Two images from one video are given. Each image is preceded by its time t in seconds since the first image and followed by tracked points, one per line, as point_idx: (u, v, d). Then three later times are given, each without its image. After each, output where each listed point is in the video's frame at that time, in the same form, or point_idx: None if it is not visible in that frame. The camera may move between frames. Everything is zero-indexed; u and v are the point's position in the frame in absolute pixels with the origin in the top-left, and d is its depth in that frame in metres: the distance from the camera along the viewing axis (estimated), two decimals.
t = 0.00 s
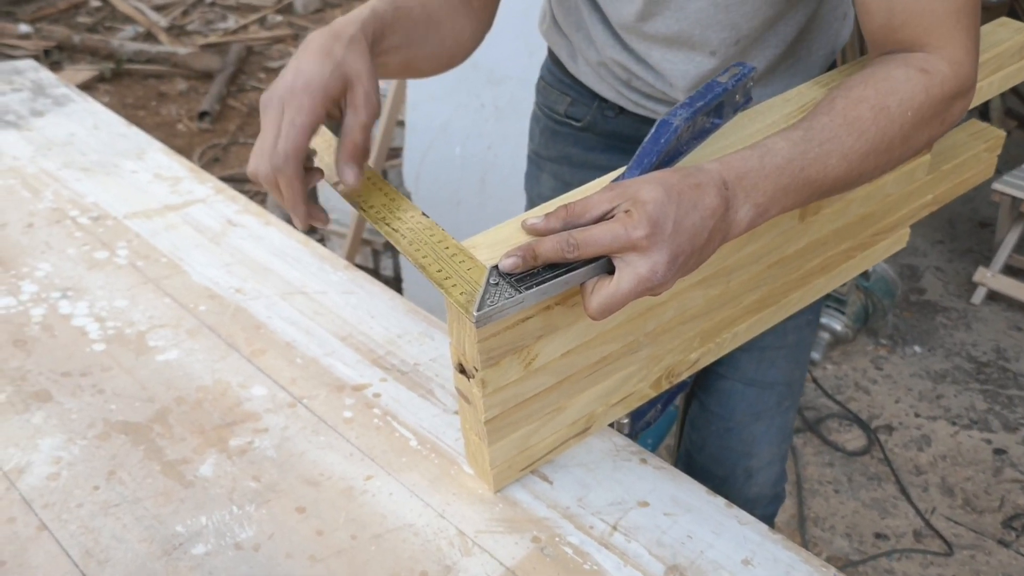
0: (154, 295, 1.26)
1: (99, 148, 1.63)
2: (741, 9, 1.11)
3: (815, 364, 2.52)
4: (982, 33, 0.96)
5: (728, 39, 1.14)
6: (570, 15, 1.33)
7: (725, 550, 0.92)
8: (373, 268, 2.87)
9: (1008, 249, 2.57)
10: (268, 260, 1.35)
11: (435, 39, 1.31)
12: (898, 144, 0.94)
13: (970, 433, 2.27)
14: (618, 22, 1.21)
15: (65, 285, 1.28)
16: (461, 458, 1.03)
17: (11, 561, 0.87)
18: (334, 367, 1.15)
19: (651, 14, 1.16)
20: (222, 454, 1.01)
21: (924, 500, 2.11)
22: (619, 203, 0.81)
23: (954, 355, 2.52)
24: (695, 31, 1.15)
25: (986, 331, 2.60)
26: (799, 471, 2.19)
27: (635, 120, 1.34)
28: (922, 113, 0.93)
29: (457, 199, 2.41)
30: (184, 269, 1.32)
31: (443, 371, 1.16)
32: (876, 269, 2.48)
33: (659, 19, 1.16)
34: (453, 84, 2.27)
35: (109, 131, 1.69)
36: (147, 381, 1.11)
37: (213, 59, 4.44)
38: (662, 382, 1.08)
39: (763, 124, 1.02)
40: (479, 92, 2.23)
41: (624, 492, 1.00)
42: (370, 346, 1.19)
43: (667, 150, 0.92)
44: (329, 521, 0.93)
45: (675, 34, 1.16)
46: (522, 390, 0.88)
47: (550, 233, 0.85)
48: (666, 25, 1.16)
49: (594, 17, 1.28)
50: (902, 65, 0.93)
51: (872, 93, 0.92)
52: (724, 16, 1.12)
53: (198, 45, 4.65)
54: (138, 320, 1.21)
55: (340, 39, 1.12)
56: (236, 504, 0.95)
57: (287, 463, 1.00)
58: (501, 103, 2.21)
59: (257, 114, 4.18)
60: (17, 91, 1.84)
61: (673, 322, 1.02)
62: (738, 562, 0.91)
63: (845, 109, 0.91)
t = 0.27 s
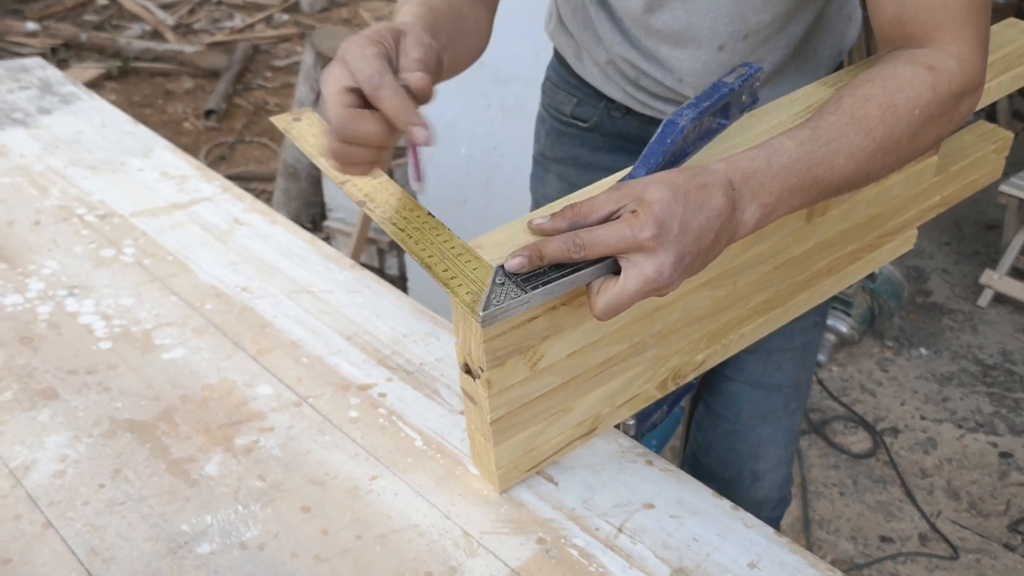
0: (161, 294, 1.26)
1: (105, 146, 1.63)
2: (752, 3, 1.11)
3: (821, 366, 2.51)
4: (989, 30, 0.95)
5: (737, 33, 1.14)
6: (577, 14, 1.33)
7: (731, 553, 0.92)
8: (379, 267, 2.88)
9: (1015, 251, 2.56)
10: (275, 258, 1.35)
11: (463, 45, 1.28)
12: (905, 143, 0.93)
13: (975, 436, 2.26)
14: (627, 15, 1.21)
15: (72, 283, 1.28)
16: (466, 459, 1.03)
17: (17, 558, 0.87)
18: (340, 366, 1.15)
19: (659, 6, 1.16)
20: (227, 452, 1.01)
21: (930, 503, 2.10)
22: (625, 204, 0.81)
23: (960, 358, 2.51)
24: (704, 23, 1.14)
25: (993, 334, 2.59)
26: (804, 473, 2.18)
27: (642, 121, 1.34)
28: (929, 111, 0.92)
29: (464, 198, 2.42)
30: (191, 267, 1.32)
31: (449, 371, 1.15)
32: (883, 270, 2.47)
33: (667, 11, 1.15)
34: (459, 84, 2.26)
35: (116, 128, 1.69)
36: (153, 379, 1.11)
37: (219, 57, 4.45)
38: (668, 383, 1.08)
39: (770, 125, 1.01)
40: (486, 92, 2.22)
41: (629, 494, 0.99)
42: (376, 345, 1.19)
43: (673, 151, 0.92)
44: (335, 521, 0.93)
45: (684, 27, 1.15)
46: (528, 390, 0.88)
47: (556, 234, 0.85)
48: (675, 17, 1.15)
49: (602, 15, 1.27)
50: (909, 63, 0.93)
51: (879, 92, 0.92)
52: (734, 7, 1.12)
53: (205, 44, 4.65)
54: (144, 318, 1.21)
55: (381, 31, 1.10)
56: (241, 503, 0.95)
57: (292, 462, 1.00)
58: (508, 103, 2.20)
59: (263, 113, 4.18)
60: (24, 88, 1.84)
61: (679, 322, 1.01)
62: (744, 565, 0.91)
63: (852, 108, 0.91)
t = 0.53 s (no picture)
0: (176, 295, 1.27)
1: (120, 148, 1.64)
2: None
3: (833, 367, 2.50)
4: (1003, 31, 0.95)
5: (754, 29, 1.14)
6: (591, 14, 1.33)
7: (744, 556, 0.92)
8: (390, 268, 2.88)
9: None
10: (288, 260, 1.35)
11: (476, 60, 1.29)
12: (918, 145, 0.93)
13: (989, 439, 2.25)
14: (642, 11, 1.21)
15: (87, 284, 1.29)
16: (480, 460, 1.03)
17: (34, 558, 0.88)
18: (353, 368, 1.15)
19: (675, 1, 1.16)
20: (242, 453, 1.01)
21: (943, 506, 2.10)
22: (638, 206, 0.81)
23: (973, 359, 2.50)
24: (720, 19, 1.14)
25: (1006, 335, 2.58)
26: (816, 474, 2.18)
27: (655, 123, 1.35)
28: (942, 113, 0.92)
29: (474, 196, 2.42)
30: (206, 269, 1.33)
31: (462, 373, 1.16)
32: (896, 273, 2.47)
33: (683, 6, 1.15)
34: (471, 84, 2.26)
35: (130, 130, 1.70)
36: (168, 380, 1.12)
37: (232, 59, 4.47)
38: (681, 385, 1.08)
39: (783, 126, 1.01)
40: (497, 92, 2.23)
41: (642, 496, 0.99)
42: (389, 347, 1.20)
43: (686, 153, 0.92)
44: (349, 522, 0.93)
45: (700, 22, 1.15)
46: (542, 392, 0.88)
47: (570, 236, 0.85)
48: (691, 13, 1.15)
49: (615, 14, 1.27)
50: (922, 64, 0.93)
51: (892, 93, 0.92)
52: (751, 4, 1.12)
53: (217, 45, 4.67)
54: (159, 319, 1.22)
55: (439, 70, 1.08)
56: (256, 504, 0.95)
57: (306, 463, 1.01)
58: (519, 104, 2.20)
59: (274, 114, 4.19)
60: (40, 90, 1.85)
61: (692, 325, 1.01)
62: (757, 568, 0.91)
63: (864, 110, 0.91)
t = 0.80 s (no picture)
0: (187, 294, 1.28)
1: (132, 148, 1.65)
2: None
3: (844, 366, 2.50)
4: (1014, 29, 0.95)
5: (763, 27, 1.14)
6: (600, 11, 1.33)
7: (754, 553, 0.92)
8: (400, 267, 2.88)
9: None
10: (298, 259, 1.36)
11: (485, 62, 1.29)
12: (927, 143, 0.93)
13: (1001, 437, 2.24)
14: (653, 9, 1.20)
15: (100, 283, 1.30)
16: (489, 457, 1.03)
17: (48, 553, 0.89)
18: (363, 366, 1.16)
19: None
20: (253, 451, 1.02)
21: (955, 505, 2.09)
22: (646, 203, 0.81)
23: (986, 358, 2.49)
24: (730, 15, 1.14)
25: (1018, 334, 2.57)
26: (827, 473, 2.17)
27: (664, 121, 1.35)
28: (952, 111, 0.92)
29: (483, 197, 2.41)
30: (217, 268, 1.34)
31: (471, 371, 1.16)
32: (907, 272, 2.47)
33: (693, 3, 1.15)
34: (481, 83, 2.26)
35: (142, 130, 1.71)
36: (180, 378, 1.13)
37: (243, 59, 4.48)
38: (689, 383, 1.08)
39: (791, 124, 1.01)
40: (507, 92, 2.22)
41: (652, 493, 0.99)
42: (399, 345, 1.20)
43: (695, 151, 0.92)
44: (359, 519, 0.94)
45: (710, 19, 1.15)
46: (550, 389, 0.89)
47: (577, 233, 0.85)
48: (701, 10, 1.15)
49: (625, 11, 1.27)
50: (932, 62, 0.93)
51: (901, 91, 0.91)
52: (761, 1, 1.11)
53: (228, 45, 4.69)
54: (171, 318, 1.23)
55: (470, 80, 1.08)
56: (267, 501, 0.96)
57: (317, 461, 1.01)
58: (529, 104, 2.20)
59: (285, 114, 4.21)
60: (53, 91, 1.87)
61: (700, 323, 1.01)
62: (767, 565, 0.91)
63: (873, 107, 0.91)
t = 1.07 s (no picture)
0: (190, 289, 1.28)
1: (136, 144, 1.66)
2: None
3: (847, 366, 2.49)
4: (1020, 29, 0.95)
5: (768, 25, 1.14)
6: (606, 9, 1.33)
7: (755, 551, 0.92)
8: (403, 265, 2.89)
9: None
10: (301, 255, 1.36)
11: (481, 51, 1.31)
12: (931, 142, 0.93)
13: (1004, 438, 2.24)
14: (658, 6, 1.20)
15: (102, 279, 1.30)
16: (490, 454, 1.03)
17: (49, 548, 0.89)
18: (365, 362, 1.16)
19: None
20: (254, 446, 1.02)
21: (957, 506, 2.09)
22: (648, 200, 0.81)
23: (989, 359, 2.49)
24: (735, 12, 1.14)
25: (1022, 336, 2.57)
26: (829, 473, 2.17)
27: (668, 119, 1.35)
28: (957, 110, 0.92)
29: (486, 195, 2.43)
30: (220, 264, 1.34)
31: (473, 368, 1.16)
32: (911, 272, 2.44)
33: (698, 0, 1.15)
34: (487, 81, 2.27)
35: (146, 127, 1.71)
36: (182, 373, 1.13)
37: (247, 57, 4.49)
38: (691, 381, 1.08)
39: (795, 121, 1.01)
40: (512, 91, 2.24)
41: (652, 491, 0.99)
42: (400, 342, 1.20)
43: (697, 148, 0.92)
44: (360, 515, 0.94)
45: (714, 16, 1.15)
46: (552, 385, 0.89)
47: (580, 230, 0.85)
48: (705, 7, 1.15)
49: (630, 8, 1.27)
50: (937, 61, 0.92)
51: (906, 90, 0.91)
52: None
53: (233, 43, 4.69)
54: (173, 314, 1.23)
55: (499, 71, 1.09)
56: (268, 497, 0.96)
57: (318, 456, 1.01)
58: (532, 103, 2.21)
59: (289, 112, 4.21)
60: (57, 87, 1.87)
61: (702, 320, 1.01)
62: (768, 563, 0.91)
63: (878, 106, 0.91)
